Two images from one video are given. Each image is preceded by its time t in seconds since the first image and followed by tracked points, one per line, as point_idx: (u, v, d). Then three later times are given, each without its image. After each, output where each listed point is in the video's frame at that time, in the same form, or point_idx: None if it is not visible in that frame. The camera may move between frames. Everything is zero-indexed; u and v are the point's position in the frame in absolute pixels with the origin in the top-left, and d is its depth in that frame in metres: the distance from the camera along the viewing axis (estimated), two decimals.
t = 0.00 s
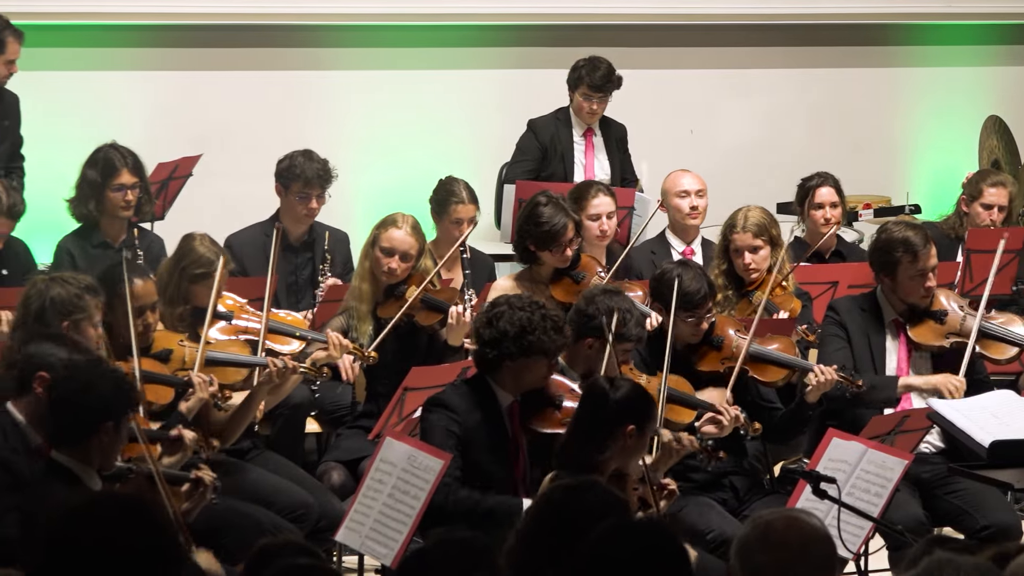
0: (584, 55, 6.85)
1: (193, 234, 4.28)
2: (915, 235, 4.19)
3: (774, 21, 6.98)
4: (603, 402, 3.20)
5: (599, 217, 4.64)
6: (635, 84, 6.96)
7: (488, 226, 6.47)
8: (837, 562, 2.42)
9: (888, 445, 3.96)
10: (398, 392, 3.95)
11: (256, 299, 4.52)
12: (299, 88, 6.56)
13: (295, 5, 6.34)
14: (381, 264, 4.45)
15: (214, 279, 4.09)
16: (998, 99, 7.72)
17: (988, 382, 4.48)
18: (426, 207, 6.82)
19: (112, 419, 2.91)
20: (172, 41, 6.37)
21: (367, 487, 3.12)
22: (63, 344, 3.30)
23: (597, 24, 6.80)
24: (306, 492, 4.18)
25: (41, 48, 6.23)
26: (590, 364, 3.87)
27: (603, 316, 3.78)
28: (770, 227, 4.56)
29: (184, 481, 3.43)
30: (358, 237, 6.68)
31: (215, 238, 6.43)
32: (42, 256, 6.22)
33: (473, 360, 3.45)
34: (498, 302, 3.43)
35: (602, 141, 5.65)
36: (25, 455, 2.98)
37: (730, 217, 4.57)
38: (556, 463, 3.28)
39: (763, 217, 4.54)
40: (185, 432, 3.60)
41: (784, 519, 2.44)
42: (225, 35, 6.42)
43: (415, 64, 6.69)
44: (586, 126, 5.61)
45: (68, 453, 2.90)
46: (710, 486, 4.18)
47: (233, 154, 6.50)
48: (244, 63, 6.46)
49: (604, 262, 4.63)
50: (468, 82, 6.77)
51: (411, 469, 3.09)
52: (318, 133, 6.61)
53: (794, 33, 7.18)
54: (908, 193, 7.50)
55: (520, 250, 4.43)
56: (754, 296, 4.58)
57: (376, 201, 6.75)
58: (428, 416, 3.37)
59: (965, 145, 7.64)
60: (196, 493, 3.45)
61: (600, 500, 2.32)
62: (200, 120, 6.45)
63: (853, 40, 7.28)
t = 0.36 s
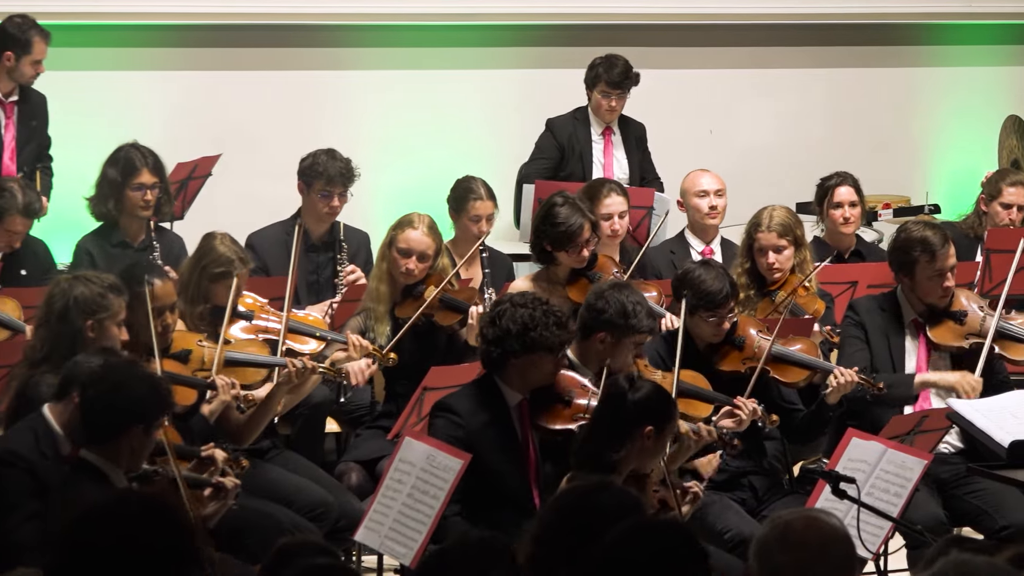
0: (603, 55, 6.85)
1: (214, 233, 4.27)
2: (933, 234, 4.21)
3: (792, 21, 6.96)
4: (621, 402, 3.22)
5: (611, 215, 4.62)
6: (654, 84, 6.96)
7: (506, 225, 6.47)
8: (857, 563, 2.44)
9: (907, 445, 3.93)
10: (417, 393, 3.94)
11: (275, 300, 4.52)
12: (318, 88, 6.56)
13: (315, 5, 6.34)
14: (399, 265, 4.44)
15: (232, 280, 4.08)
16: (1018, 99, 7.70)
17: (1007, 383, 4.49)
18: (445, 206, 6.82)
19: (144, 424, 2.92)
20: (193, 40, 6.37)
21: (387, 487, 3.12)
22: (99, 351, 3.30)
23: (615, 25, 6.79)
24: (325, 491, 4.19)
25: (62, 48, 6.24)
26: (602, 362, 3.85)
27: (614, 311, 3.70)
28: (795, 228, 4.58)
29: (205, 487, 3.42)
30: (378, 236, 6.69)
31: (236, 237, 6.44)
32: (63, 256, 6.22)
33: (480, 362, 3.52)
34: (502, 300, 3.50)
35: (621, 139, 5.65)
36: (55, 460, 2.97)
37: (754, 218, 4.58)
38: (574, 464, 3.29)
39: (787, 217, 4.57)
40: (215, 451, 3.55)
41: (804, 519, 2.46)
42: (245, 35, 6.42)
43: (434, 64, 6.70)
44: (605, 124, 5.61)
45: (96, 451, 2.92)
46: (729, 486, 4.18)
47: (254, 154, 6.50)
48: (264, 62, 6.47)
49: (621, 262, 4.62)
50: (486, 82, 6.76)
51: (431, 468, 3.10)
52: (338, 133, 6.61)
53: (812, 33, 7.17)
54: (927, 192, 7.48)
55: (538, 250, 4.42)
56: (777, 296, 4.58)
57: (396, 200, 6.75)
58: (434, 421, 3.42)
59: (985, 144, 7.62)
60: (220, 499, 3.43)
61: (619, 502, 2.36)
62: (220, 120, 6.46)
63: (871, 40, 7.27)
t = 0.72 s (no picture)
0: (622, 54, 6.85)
1: (233, 233, 4.24)
2: (947, 235, 4.19)
3: (811, 21, 6.96)
4: (636, 402, 3.19)
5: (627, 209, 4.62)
6: (673, 84, 6.96)
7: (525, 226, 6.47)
8: (876, 563, 2.44)
9: (927, 445, 3.90)
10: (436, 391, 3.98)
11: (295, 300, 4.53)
12: (338, 87, 6.56)
13: (340, 5, 6.36)
14: (415, 266, 4.44)
15: (248, 281, 4.05)
16: None
17: None
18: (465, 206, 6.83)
19: (165, 420, 2.92)
20: (214, 40, 6.36)
21: (406, 487, 3.11)
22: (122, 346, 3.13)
23: (635, 25, 6.79)
24: (345, 491, 4.19)
25: (84, 48, 6.24)
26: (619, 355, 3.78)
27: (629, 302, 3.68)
28: (820, 229, 4.59)
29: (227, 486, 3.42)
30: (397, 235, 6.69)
31: (258, 237, 6.45)
32: (83, 256, 6.23)
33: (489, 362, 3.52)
34: (507, 299, 3.51)
35: (641, 139, 5.65)
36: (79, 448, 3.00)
37: (779, 217, 4.60)
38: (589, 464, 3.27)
39: (813, 218, 4.57)
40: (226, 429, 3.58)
41: (823, 519, 2.46)
42: (266, 35, 6.43)
43: (453, 63, 6.69)
44: (625, 123, 5.61)
45: (118, 451, 2.94)
46: (750, 486, 4.17)
47: (275, 154, 6.51)
48: (284, 62, 6.48)
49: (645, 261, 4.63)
50: (504, 81, 6.76)
51: (449, 469, 3.09)
52: (358, 132, 6.61)
53: (832, 32, 7.15)
54: (947, 192, 7.47)
55: (562, 249, 4.42)
56: (799, 296, 4.59)
57: (415, 199, 6.77)
58: (448, 420, 3.45)
59: (1006, 144, 7.59)
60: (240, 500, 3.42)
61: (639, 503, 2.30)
62: (241, 120, 6.46)
63: (890, 40, 7.26)
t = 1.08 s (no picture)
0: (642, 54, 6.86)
1: (254, 233, 4.29)
2: (975, 232, 4.22)
3: (827, 21, 6.99)
4: (629, 399, 3.22)
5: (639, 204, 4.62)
6: (692, 84, 6.96)
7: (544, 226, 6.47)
8: (895, 563, 2.48)
9: (947, 444, 3.90)
10: (456, 393, 3.99)
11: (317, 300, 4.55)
12: (357, 87, 6.56)
13: (361, 4, 6.40)
14: (435, 268, 4.43)
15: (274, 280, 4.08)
16: None
17: None
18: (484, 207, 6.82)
19: (184, 416, 2.96)
20: (233, 40, 6.36)
21: (426, 487, 3.12)
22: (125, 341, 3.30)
23: (652, 25, 6.81)
24: (366, 492, 4.18)
25: (107, 48, 6.25)
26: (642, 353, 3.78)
27: (653, 299, 3.67)
28: (836, 226, 4.57)
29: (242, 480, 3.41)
30: (419, 235, 6.68)
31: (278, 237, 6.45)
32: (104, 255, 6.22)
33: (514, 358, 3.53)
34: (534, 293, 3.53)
35: (661, 139, 5.65)
36: (81, 452, 3.12)
37: (796, 216, 4.60)
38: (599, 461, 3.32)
39: (828, 216, 4.56)
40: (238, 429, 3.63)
41: (843, 519, 2.49)
42: (285, 35, 6.43)
43: (472, 63, 6.70)
44: (646, 123, 5.61)
45: (139, 449, 2.96)
46: (769, 486, 4.17)
47: (296, 154, 6.51)
48: (303, 62, 6.48)
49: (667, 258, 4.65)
50: (522, 81, 6.76)
51: (470, 468, 3.10)
52: (378, 132, 6.60)
53: (850, 32, 7.14)
54: (969, 192, 7.44)
55: (588, 248, 4.43)
56: (816, 294, 4.59)
57: (436, 199, 6.75)
58: (471, 416, 3.44)
59: None
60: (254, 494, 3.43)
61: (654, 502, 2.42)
62: (261, 120, 6.46)
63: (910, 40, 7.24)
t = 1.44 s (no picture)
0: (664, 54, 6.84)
1: (281, 232, 4.33)
2: (1004, 234, 4.21)
3: (846, 21, 6.96)
4: (644, 400, 3.22)
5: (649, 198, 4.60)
6: (712, 84, 6.97)
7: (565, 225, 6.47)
8: (916, 564, 2.42)
9: (968, 445, 3.89)
10: (476, 392, 4.00)
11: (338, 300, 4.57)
12: (377, 87, 6.55)
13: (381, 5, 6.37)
14: (463, 266, 4.45)
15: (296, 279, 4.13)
16: None
17: None
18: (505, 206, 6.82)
19: (206, 418, 2.95)
20: (255, 40, 6.38)
21: (446, 486, 3.12)
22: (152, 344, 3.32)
23: (673, 24, 6.79)
24: (386, 491, 4.19)
25: (130, 48, 6.29)
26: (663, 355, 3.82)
27: (677, 299, 3.72)
28: (856, 226, 4.58)
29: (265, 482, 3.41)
30: (439, 234, 6.68)
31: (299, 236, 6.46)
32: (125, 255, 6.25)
33: (529, 358, 3.53)
34: (546, 294, 3.52)
35: (683, 138, 5.64)
36: (105, 453, 3.09)
37: (816, 216, 4.59)
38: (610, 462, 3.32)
39: (848, 216, 4.55)
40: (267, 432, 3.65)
41: (863, 520, 2.45)
42: (305, 35, 6.44)
43: (492, 62, 6.69)
44: (667, 123, 5.60)
45: (159, 449, 2.96)
46: (789, 486, 4.16)
47: (316, 154, 6.52)
48: (323, 62, 6.48)
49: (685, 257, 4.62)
50: (543, 80, 6.76)
51: (491, 468, 3.10)
52: (399, 132, 6.60)
53: (869, 32, 7.12)
54: (990, 192, 7.41)
55: (604, 249, 4.42)
56: (838, 295, 4.59)
57: (456, 199, 6.75)
58: (490, 416, 3.44)
59: None
60: (276, 492, 3.42)
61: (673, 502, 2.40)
62: (282, 120, 6.47)
63: (932, 39, 7.21)
